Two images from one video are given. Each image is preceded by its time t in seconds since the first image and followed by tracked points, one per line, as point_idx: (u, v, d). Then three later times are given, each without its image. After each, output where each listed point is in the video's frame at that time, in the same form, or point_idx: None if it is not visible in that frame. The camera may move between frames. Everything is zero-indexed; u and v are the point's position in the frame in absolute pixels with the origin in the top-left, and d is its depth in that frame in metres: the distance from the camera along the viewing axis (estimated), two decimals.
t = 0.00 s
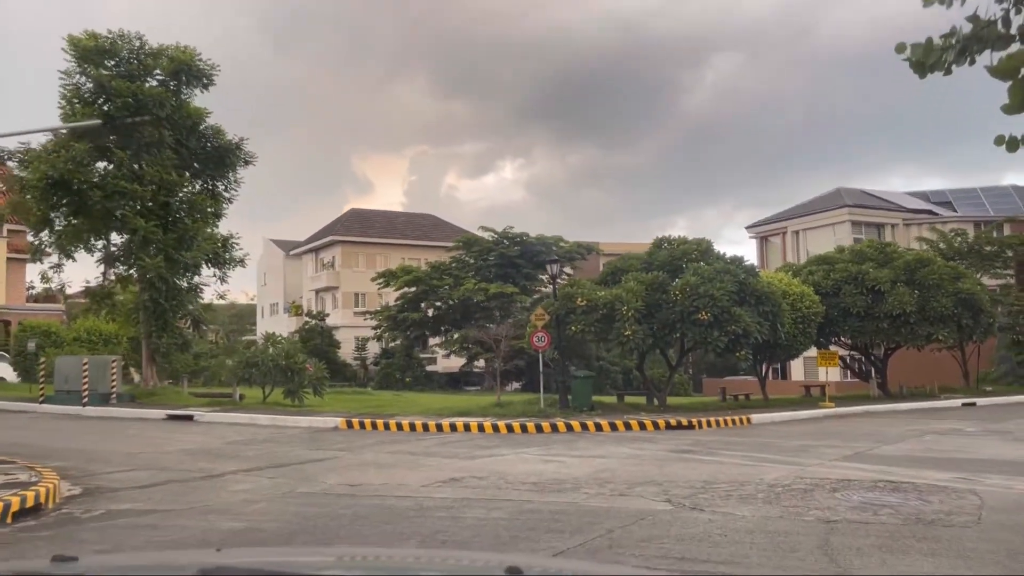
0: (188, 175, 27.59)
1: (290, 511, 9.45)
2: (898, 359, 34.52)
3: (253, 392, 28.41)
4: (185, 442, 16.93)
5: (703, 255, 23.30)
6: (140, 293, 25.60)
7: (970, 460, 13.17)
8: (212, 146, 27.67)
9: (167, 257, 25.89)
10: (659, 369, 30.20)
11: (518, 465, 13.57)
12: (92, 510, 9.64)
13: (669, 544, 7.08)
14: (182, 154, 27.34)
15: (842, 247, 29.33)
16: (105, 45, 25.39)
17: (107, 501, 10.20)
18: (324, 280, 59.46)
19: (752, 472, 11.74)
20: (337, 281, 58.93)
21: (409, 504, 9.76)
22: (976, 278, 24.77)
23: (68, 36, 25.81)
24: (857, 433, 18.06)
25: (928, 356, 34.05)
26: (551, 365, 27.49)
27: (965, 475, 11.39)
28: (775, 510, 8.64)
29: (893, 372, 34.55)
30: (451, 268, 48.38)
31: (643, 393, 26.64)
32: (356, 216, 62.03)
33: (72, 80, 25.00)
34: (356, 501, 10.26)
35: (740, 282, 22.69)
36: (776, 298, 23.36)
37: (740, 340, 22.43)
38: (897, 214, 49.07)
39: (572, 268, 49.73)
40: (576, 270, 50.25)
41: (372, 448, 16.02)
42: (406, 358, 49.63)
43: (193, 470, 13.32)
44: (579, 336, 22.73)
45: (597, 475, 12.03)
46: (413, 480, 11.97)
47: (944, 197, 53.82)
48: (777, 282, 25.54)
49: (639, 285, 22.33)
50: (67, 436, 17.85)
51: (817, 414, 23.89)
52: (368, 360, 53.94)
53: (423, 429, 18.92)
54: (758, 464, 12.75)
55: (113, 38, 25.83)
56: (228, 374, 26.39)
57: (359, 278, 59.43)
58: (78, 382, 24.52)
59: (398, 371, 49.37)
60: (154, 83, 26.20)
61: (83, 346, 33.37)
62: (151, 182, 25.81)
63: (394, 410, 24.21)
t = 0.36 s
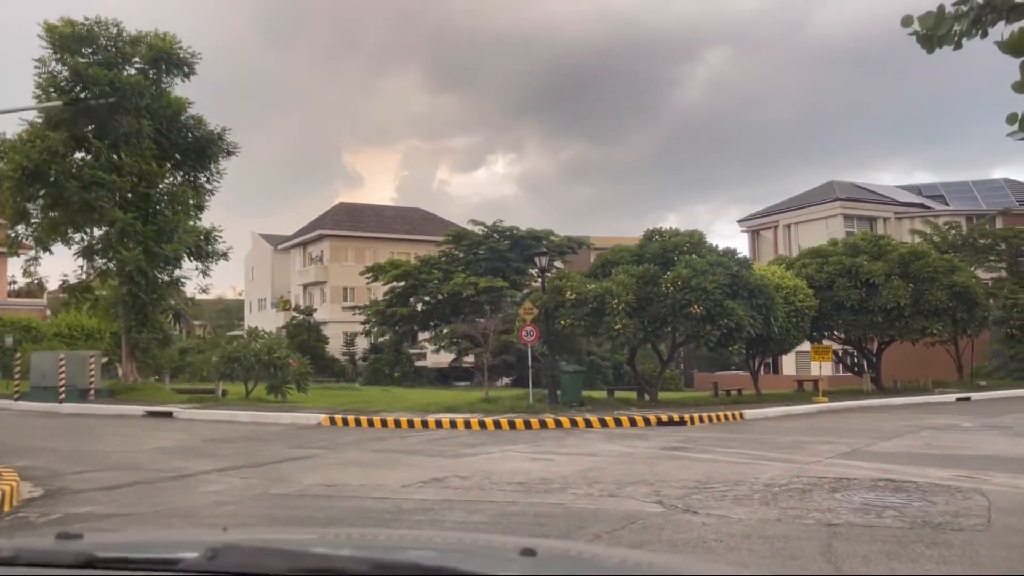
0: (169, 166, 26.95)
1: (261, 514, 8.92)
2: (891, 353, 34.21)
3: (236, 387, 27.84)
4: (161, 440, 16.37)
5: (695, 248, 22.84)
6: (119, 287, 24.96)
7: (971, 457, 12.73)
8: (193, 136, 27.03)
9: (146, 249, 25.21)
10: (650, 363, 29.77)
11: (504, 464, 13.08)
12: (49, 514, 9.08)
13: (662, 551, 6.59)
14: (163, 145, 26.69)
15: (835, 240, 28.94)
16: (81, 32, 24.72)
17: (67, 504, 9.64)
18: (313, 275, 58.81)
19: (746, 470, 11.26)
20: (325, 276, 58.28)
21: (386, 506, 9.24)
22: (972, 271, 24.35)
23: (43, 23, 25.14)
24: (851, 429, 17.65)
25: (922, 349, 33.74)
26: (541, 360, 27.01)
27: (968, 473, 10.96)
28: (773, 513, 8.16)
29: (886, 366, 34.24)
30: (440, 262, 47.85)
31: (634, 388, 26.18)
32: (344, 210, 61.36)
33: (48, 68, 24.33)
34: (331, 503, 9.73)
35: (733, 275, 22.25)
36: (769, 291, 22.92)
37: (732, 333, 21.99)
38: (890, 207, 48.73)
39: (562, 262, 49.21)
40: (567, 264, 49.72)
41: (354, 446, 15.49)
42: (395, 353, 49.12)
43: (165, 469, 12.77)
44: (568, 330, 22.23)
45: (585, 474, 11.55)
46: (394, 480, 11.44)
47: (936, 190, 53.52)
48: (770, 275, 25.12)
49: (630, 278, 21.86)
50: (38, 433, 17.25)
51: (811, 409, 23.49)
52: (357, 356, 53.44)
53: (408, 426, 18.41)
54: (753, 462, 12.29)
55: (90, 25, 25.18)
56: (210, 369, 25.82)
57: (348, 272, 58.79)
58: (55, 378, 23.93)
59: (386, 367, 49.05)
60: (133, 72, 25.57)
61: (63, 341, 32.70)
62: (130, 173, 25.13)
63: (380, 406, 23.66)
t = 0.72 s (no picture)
0: (142, 162, 26.26)
1: (220, 525, 8.35)
2: (878, 352, 33.94)
3: (212, 389, 27.16)
4: (128, 444, 15.73)
5: (681, 245, 22.40)
6: (90, 286, 24.23)
7: (965, 459, 12.32)
8: (168, 132, 26.36)
9: (118, 248, 24.54)
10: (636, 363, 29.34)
11: (484, 468, 12.55)
12: None
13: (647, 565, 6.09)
14: (136, 141, 26.03)
15: (822, 238, 28.59)
16: (52, 24, 24.02)
17: (14, 515, 9.03)
18: (295, 275, 58.08)
19: (735, 474, 10.78)
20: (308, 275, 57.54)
21: (354, 516, 8.70)
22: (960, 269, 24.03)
23: (12, 14, 24.42)
24: (841, 430, 17.22)
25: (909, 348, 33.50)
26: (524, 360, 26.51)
27: (965, 476, 10.53)
28: (765, 522, 7.66)
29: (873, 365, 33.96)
30: (424, 262, 47.29)
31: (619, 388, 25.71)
32: (327, 209, 60.61)
33: (15, 60, 23.62)
34: (298, 512, 9.17)
35: (720, 273, 21.82)
36: (756, 290, 22.50)
37: (719, 332, 21.55)
38: (876, 207, 48.53)
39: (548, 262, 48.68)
40: (552, 263, 49.23)
41: (329, 450, 14.93)
42: (378, 354, 48.49)
43: (127, 476, 12.15)
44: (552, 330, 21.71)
45: (568, 479, 11.04)
46: (367, 486, 10.88)
47: (921, 190, 53.41)
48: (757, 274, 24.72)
49: (615, 277, 21.40)
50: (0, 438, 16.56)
51: (799, 409, 23.10)
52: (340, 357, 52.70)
53: (386, 428, 17.84)
54: (742, 465, 11.81)
55: (60, 16, 24.48)
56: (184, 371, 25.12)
57: (331, 272, 58.10)
58: (22, 380, 23.21)
59: (370, 367, 48.19)
60: (105, 65, 24.90)
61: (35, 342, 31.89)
62: (101, 170, 24.41)
63: (359, 407, 23.06)
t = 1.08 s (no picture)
0: (113, 159, 25.62)
1: (171, 542, 7.74)
2: (864, 354, 33.71)
3: (185, 392, 26.41)
4: (91, 451, 15.05)
5: (666, 246, 21.97)
6: (58, 286, 23.45)
7: (959, 466, 11.89)
8: (140, 128, 25.73)
9: (86, 247, 23.76)
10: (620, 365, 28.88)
11: (461, 476, 12.01)
12: None
13: None
14: (107, 137, 25.35)
15: (809, 239, 28.28)
16: (19, 16, 23.38)
17: None
18: (275, 276, 57.27)
19: (723, 484, 10.31)
20: (288, 276, 56.75)
21: (317, 531, 8.12)
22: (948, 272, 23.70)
23: None
24: (830, 435, 16.83)
25: (895, 350, 33.28)
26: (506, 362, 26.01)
27: (961, 485, 10.10)
28: (755, 538, 7.16)
29: (858, 367, 33.72)
30: (406, 263, 46.63)
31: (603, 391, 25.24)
32: (308, 209, 59.83)
33: None
34: (259, 526, 8.57)
35: (704, 274, 21.41)
36: (742, 291, 22.08)
37: (704, 335, 21.08)
38: (860, 208, 48.39)
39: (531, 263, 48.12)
40: (536, 264, 48.72)
41: (300, 457, 14.32)
42: (358, 356, 47.80)
43: (83, 486, 11.50)
44: (533, 333, 21.19)
45: (548, 489, 10.52)
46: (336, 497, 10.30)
47: (905, 192, 53.34)
48: (742, 275, 24.34)
49: (599, 277, 20.94)
50: None
51: (786, 413, 22.70)
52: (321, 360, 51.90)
53: (362, 434, 17.26)
54: (730, 474, 11.35)
55: (29, 9, 23.84)
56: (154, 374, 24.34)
57: (312, 273, 57.37)
58: None
59: (350, 369, 47.41)
60: (74, 60, 24.27)
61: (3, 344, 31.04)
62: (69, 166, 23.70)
63: (337, 411, 22.44)
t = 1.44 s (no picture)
0: (76, 150, 24.77)
1: (105, 554, 7.07)
2: (845, 354, 33.46)
3: (151, 393, 25.56)
4: (42, 454, 14.28)
5: (646, 242, 21.46)
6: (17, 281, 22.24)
7: (949, 468, 11.41)
8: (104, 119, 24.94)
9: (46, 240, 22.46)
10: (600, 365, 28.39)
11: (429, 480, 11.40)
12: None
13: None
14: (69, 128, 24.49)
15: (791, 237, 27.93)
16: None
17: None
18: (250, 274, 56.33)
19: (705, 488, 9.76)
20: (263, 275, 55.82)
21: (267, 541, 7.47)
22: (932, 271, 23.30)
23: None
24: (813, 436, 16.38)
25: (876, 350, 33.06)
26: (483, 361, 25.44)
27: (953, 489, 9.62)
28: (740, 548, 6.61)
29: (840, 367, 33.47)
30: (383, 261, 45.77)
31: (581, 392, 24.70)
32: (284, 206, 58.93)
33: None
34: (205, 537, 7.91)
35: (685, 271, 20.91)
36: (724, 288, 21.60)
37: (685, 334, 20.55)
38: (840, 208, 48.26)
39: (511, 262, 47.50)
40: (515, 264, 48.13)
41: (262, 459, 13.63)
42: (334, 356, 47.30)
43: (25, 491, 10.77)
44: (510, 330, 20.60)
45: (520, 493, 9.93)
46: (295, 503, 9.65)
47: (884, 192, 53.30)
48: (724, 272, 23.89)
49: (577, 274, 20.40)
50: None
51: (767, 414, 22.27)
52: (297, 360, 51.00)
53: (331, 435, 16.60)
54: (711, 477, 10.81)
55: None
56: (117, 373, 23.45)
57: (287, 272, 56.46)
58: None
59: (326, 368, 47.01)
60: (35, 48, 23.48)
61: None
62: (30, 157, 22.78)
63: (308, 412, 21.74)
